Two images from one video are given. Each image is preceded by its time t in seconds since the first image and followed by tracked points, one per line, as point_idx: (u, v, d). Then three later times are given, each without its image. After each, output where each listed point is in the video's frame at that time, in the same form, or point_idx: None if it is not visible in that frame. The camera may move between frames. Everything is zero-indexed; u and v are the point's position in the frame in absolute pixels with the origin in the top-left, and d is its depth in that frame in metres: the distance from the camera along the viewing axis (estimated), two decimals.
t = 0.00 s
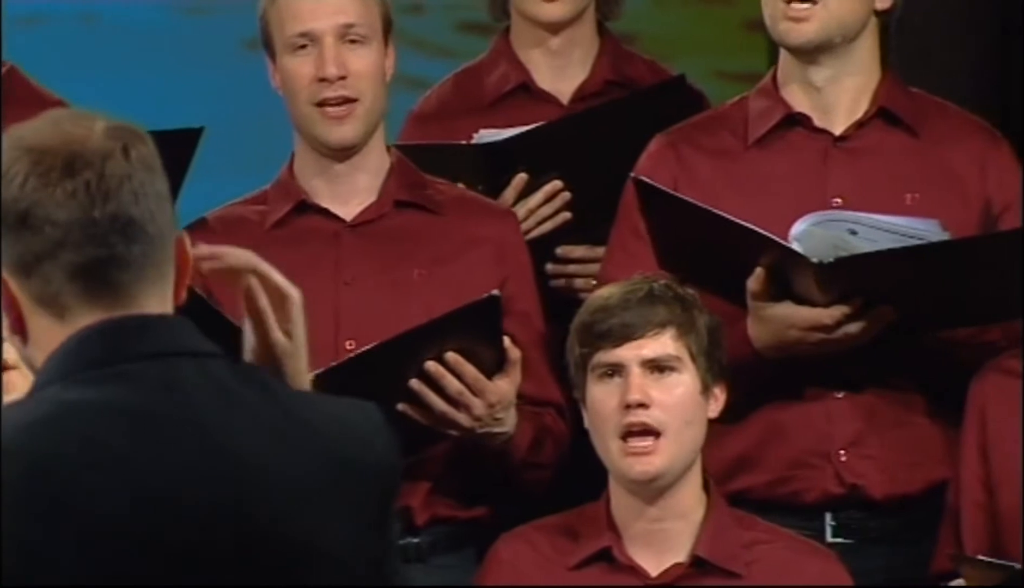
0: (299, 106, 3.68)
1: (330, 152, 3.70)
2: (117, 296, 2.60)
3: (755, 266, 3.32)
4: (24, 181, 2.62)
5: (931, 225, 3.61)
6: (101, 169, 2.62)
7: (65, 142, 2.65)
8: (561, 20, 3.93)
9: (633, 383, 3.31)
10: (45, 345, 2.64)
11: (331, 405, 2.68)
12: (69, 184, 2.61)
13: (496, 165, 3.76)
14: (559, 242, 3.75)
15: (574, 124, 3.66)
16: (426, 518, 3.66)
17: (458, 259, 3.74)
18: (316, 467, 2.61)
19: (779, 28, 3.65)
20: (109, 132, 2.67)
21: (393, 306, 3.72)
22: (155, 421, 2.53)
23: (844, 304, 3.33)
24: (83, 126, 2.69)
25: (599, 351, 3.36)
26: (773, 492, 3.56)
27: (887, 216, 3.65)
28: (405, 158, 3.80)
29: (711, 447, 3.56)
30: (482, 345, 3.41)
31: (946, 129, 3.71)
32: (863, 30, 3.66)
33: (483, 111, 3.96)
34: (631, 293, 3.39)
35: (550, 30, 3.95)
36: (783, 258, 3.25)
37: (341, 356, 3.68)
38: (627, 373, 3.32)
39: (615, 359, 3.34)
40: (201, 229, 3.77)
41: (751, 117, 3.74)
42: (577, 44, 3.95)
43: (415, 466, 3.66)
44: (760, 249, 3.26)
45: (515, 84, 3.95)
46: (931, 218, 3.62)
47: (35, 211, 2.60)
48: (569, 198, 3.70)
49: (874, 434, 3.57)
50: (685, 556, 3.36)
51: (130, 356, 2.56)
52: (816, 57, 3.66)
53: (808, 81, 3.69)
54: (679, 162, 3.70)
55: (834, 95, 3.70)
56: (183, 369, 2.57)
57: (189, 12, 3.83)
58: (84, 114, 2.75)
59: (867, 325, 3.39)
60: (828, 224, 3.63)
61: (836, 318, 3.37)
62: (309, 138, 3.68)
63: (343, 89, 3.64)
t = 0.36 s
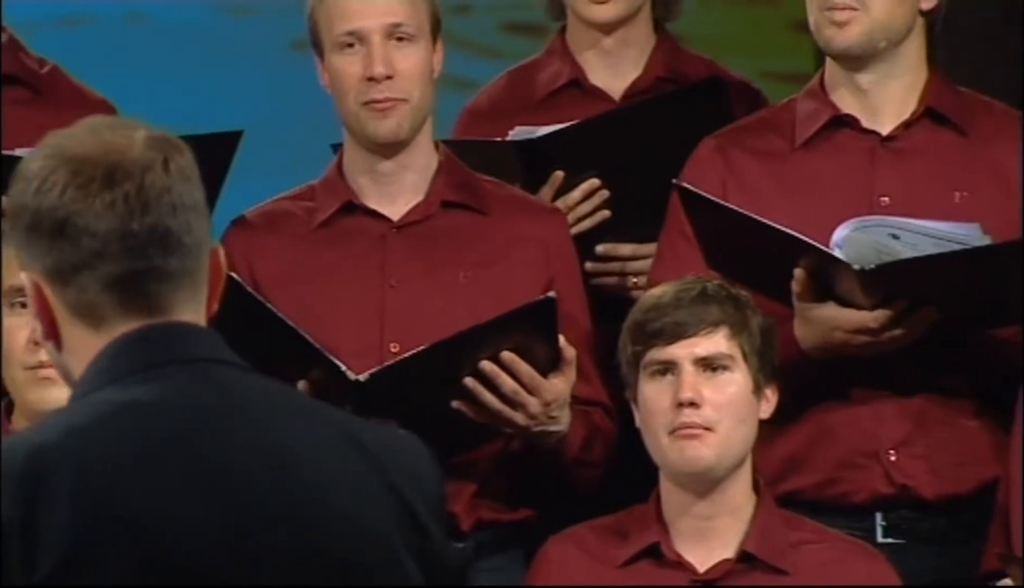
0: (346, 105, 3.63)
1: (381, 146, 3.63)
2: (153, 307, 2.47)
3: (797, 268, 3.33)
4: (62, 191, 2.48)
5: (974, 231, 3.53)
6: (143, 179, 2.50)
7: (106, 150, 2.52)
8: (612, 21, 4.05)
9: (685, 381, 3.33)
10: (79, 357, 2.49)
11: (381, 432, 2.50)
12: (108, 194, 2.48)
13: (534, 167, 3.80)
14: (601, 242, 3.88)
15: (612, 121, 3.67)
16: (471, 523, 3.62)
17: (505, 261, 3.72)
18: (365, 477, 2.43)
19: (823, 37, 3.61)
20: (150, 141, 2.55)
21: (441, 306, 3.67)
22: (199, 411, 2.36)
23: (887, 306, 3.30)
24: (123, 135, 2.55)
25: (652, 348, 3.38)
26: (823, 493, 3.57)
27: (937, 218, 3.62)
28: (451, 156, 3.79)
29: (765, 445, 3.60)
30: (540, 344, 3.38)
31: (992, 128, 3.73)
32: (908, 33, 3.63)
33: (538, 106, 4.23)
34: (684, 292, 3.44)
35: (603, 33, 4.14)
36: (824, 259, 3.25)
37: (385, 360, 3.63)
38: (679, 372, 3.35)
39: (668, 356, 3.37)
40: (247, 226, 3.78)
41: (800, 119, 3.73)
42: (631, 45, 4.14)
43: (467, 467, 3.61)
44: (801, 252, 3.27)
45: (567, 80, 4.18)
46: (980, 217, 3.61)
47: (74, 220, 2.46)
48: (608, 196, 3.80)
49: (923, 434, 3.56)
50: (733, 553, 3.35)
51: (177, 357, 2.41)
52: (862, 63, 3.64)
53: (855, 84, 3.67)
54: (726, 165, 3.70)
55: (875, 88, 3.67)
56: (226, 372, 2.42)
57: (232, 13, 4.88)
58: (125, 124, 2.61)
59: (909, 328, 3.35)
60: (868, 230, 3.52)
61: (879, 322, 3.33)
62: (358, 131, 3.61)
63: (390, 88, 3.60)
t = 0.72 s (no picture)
0: (395, 111, 3.64)
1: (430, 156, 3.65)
2: (223, 313, 2.37)
3: (832, 268, 3.33)
4: (144, 189, 2.37)
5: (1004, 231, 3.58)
6: (226, 184, 2.38)
7: (189, 150, 2.40)
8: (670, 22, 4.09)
9: (732, 384, 3.34)
10: (145, 358, 2.39)
11: (436, 445, 2.39)
12: (189, 196, 2.37)
13: (576, 169, 3.80)
14: (648, 245, 3.82)
15: (650, 128, 3.68)
16: (522, 524, 3.63)
17: (556, 264, 3.72)
18: (421, 486, 2.31)
19: (869, 44, 3.62)
20: (234, 144, 2.43)
21: (491, 311, 3.70)
22: (263, 416, 2.27)
23: (920, 307, 3.32)
24: (206, 134, 2.43)
25: (700, 351, 3.39)
26: (867, 496, 3.57)
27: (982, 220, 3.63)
28: (501, 158, 3.78)
29: (812, 446, 3.58)
30: (590, 351, 3.37)
31: None
32: (956, 37, 3.62)
33: (598, 112, 4.16)
34: (731, 294, 3.44)
35: (663, 36, 4.14)
36: (856, 261, 3.26)
37: (438, 367, 3.65)
38: (727, 373, 3.36)
39: (715, 359, 3.37)
40: (295, 229, 3.78)
41: (845, 122, 3.74)
42: (691, 49, 4.14)
43: (517, 473, 3.61)
44: (836, 254, 3.28)
45: (627, 84, 4.14)
46: None
47: (153, 219, 2.36)
48: (651, 200, 3.77)
49: (967, 437, 3.57)
50: (784, 557, 3.34)
51: (241, 360, 2.33)
52: (907, 68, 3.64)
53: (899, 87, 3.68)
54: (771, 167, 3.70)
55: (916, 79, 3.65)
56: (293, 382, 2.33)
57: (285, 16, 4.27)
58: (207, 122, 2.50)
59: (945, 328, 3.36)
60: (898, 229, 3.59)
61: (913, 323, 3.34)
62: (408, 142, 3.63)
63: (440, 95, 3.62)
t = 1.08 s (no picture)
0: (456, 119, 3.64)
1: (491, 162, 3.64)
2: (312, 315, 2.19)
3: (888, 272, 3.31)
4: (252, 182, 2.18)
5: None
6: (337, 189, 2.20)
7: (302, 145, 2.21)
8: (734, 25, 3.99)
9: (791, 388, 3.33)
10: (224, 349, 2.21)
11: (509, 450, 2.20)
12: (297, 196, 2.18)
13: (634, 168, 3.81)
14: (708, 248, 3.82)
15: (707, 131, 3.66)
16: (586, 526, 3.63)
17: (618, 266, 3.71)
18: (490, 503, 2.13)
19: (931, 49, 3.60)
20: (348, 142, 2.23)
21: (555, 314, 3.69)
22: (341, 431, 2.09)
23: (976, 311, 3.30)
24: (320, 125, 2.23)
25: (756, 356, 3.38)
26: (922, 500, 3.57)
27: None
28: (562, 160, 3.78)
29: (870, 448, 3.57)
30: (654, 359, 3.36)
31: None
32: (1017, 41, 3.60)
33: (663, 114, 4.10)
34: (788, 299, 3.43)
35: (727, 39, 4.05)
36: (914, 265, 3.24)
37: (504, 371, 3.64)
38: (784, 378, 3.35)
39: (774, 363, 3.36)
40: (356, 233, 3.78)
41: (906, 123, 3.74)
42: (756, 52, 4.04)
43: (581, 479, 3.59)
44: (893, 256, 3.26)
45: (693, 86, 4.07)
46: None
47: (256, 214, 2.17)
48: (708, 203, 3.77)
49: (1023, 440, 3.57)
50: (843, 560, 3.34)
51: (322, 366, 2.15)
52: (968, 72, 3.63)
53: (959, 92, 3.68)
54: (830, 169, 3.70)
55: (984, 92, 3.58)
56: (378, 395, 2.15)
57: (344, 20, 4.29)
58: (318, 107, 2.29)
59: (1000, 332, 3.35)
60: (953, 232, 3.61)
61: (968, 326, 3.32)
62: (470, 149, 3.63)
63: (500, 102, 3.61)
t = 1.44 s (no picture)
0: (514, 121, 3.65)
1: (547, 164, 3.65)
2: (399, 321, 2.16)
3: (949, 276, 3.38)
4: (356, 186, 2.13)
5: None
6: (440, 203, 2.14)
7: (412, 153, 2.14)
8: (794, 30, 3.90)
9: (844, 383, 3.37)
10: (307, 336, 2.18)
11: (590, 453, 2.16)
12: (401, 206, 2.13)
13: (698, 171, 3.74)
14: (764, 251, 3.71)
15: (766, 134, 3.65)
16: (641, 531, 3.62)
17: (674, 273, 3.70)
18: (567, 522, 2.07)
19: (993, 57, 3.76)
20: (459, 153, 2.17)
21: (611, 317, 3.69)
22: (418, 452, 2.06)
23: None
24: (434, 129, 2.17)
25: (811, 352, 3.43)
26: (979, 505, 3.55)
27: None
28: (618, 162, 3.75)
29: (927, 453, 3.53)
30: (708, 364, 3.35)
31: None
32: None
33: (718, 119, 3.94)
34: (843, 299, 3.46)
35: (783, 43, 3.92)
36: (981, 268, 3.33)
37: (558, 373, 3.64)
38: (837, 374, 3.39)
39: (829, 360, 3.40)
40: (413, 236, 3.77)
41: (962, 126, 3.83)
42: (811, 57, 3.92)
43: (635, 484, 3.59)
44: (955, 260, 3.34)
45: (746, 91, 3.93)
46: None
47: (356, 219, 2.12)
48: (768, 207, 3.69)
49: None
50: (895, 565, 3.38)
51: (407, 375, 2.12)
52: None
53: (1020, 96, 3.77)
54: (889, 173, 3.77)
55: None
56: (461, 412, 2.11)
57: (399, 24, 3.95)
58: (435, 101, 2.23)
59: None
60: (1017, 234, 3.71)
61: None
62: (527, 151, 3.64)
63: (557, 102, 3.62)
